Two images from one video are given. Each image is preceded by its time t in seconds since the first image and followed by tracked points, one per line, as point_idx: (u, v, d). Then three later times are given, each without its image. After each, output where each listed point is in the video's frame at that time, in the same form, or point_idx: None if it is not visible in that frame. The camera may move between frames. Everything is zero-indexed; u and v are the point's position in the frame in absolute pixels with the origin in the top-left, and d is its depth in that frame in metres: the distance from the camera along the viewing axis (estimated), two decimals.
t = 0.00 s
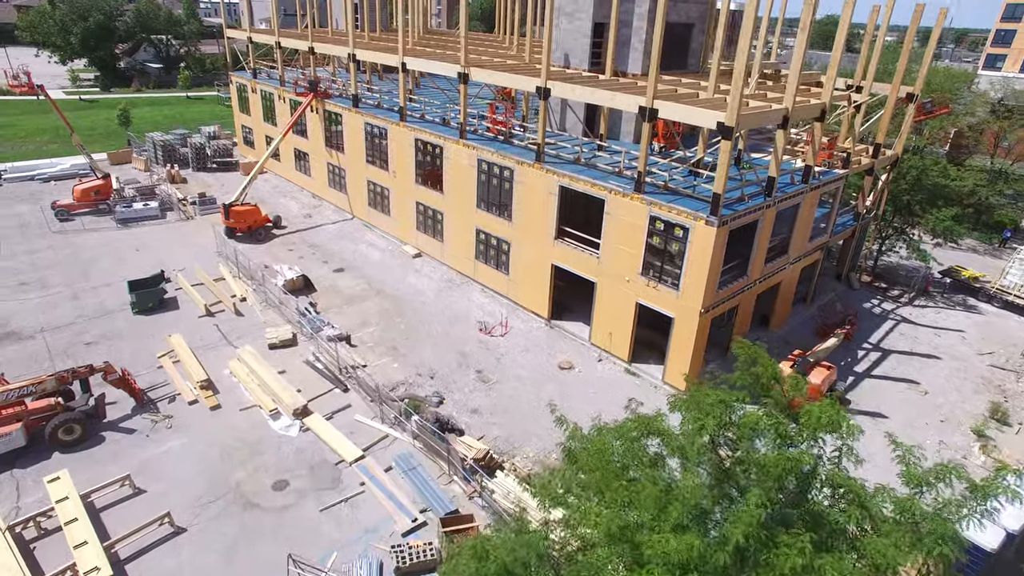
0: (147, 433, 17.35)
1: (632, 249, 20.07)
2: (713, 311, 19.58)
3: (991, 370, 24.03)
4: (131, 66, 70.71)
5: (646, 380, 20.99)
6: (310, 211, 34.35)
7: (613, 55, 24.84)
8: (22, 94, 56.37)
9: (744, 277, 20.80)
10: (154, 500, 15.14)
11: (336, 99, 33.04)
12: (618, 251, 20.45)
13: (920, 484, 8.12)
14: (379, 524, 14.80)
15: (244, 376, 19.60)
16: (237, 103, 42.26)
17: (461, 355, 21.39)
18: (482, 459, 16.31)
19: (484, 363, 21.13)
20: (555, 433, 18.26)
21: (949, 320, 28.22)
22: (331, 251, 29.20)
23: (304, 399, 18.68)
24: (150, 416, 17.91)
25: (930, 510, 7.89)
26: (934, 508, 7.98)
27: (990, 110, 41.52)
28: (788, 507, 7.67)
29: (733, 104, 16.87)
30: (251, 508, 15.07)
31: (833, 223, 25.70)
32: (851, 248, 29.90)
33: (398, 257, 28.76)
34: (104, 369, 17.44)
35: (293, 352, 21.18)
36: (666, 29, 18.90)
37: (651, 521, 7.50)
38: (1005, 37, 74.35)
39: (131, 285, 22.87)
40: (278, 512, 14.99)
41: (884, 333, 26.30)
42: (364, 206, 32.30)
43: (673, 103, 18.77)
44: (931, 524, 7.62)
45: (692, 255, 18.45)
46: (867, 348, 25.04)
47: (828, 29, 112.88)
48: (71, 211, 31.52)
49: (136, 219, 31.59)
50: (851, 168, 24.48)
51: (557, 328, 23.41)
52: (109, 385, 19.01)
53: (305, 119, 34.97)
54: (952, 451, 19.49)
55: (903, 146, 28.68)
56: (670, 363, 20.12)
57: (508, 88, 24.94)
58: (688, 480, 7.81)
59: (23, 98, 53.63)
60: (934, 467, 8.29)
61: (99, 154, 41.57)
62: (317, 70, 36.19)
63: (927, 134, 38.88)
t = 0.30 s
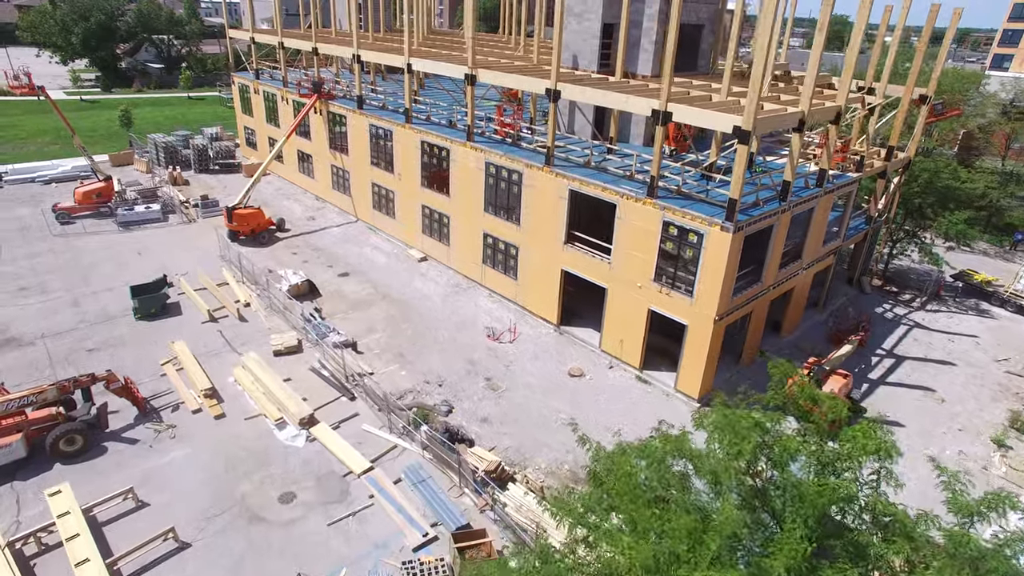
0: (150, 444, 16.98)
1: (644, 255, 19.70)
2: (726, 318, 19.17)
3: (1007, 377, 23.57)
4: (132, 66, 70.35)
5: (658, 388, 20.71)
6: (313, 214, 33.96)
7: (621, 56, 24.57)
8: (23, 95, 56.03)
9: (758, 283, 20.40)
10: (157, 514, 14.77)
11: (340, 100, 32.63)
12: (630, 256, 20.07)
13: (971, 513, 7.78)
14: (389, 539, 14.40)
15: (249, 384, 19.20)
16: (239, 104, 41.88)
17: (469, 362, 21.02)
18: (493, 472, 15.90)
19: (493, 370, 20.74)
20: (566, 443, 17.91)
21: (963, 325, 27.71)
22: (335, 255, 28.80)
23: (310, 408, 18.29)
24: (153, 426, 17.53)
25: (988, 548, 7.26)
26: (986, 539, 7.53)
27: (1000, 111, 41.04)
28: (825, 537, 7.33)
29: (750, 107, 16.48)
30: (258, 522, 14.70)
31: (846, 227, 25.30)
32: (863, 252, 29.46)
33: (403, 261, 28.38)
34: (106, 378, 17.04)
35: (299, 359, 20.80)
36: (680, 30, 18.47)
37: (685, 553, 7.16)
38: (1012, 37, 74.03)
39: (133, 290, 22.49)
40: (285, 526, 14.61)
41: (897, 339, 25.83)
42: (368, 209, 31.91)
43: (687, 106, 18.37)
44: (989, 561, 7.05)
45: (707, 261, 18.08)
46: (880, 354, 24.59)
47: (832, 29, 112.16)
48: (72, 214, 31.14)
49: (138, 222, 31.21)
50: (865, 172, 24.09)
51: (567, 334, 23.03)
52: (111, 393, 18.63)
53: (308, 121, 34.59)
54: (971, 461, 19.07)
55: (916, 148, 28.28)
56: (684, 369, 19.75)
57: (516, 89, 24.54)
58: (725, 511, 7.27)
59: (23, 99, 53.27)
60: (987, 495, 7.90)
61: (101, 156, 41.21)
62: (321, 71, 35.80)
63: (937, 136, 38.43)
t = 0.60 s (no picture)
0: (154, 454, 16.59)
1: (658, 261, 19.30)
2: (742, 325, 18.76)
3: None
4: (133, 67, 70.10)
5: (671, 396, 20.32)
6: (317, 216, 33.58)
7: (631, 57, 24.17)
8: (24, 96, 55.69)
9: (773, 289, 20.00)
10: (162, 528, 14.40)
11: (344, 101, 32.24)
12: (643, 261, 19.68)
13: None
14: (400, 554, 14.01)
15: (254, 392, 18.81)
16: (242, 105, 41.51)
17: (478, 370, 20.63)
18: (506, 484, 15.54)
19: (503, 378, 20.36)
20: (580, 453, 17.54)
21: (977, 329, 27.24)
22: (341, 258, 28.42)
23: (318, 417, 17.90)
24: (157, 435, 17.14)
25: None
26: None
27: (1011, 112, 40.66)
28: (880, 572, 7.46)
29: (768, 112, 16.10)
30: (265, 536, 14.32)
31: (859, 231, 24.91)
32: (875, 255, 29.05)
33: (410, 264, 28.00)
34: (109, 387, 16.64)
35: (304, 366, 20.41)
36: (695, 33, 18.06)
37: None
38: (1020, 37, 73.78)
39: (136, 296, 22.10)
40: (294, 540, 14.23)
41: (911, 344, 25.41)
42: (373, 212, 31.54)
43: (703, 110, 17.98)
44: None
45: (722, 267, 17.68)
46: (895, 359, 24.17)
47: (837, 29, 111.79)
48: (73, 217, 30.75)
49: (140, 225, 30.83)
50: (879, 175, 23.71)
51: (577, 341, 22.66)
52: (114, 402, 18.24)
53: (312, 122, 34.21)
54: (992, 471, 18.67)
55: (929, 150, 27.87)
56: (698, 377, 19.36)
57: (525, 91, 24.16)
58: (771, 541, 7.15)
59: (24, 100, 52.91)
60: None
61: (102, 157, 40.84)
62: (324, 71, 35.42)
63: (948, 137, 38.06)
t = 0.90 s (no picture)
0: (159, 464, 16.22)
1: (673, 267, 18.93)
2: (759, 332, 18.38)
3: None
4: (134, 67, 69.87)
5: (685, 403, 19.94)
6: (322, 218, 33.22)
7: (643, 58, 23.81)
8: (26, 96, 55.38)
9: (789, 295, 19.62)
10: (169, 542, 14.03)
11: (350, 102, 31.83)
12: (658, 267, 19.31)
13: None
14: (413, 570, 13.63)
15: (261, 400, 18.43)
16: (245, 106, 41.13)
17: (489, 377, 20.26)
18: (522, 496, 15.16)
19: (514, 385, 19.99)
20: (594, 463, 17.15)
21: (993, 335, 26.78)
22: (347, 262, 28.04)
23: (327, 426, 17.53)
24: (162, 445, 16.78)
25: None
26: None
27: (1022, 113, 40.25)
28: None
29: (790, 115, 15.71)
30: (275, 551, 13.94)
31: (874, 236, 24.53)
32: (888, 259, 28.66)
33: (417, 268, 27.63)
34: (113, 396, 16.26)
35: (312, 373, 20.04)
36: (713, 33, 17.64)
37: None
38: None
39: (140, 301, 21.72)
40: (304, 555, 13.86)
41: (926, 350, 25.01)
42: (379, 214, 31.18)
43: (721, 113, 17.62)
44: None
45: (740, 273, 17.32)
46: (910, 366, 23.75)
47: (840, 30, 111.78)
48: (75, 219, 30.36)
49: (143, 227, 30.47)
50: (895, 178, 23.35)
51: (588, 347, 22.31)
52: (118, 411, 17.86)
53: (317, 123, 33.83)
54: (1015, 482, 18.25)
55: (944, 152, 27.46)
56: (714, 385, 18.98)
57: (536, 92, 23.79)
58: None
59: (25, 100, 52.58)
60: None
61: (105, 159, 40.51)
62: (329, 72, 35.03)
63: (959, 138, 37.69)
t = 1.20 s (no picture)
0: (168, 475, 15.88)
1: (690, 273, 18.57)
2: (777, 339, 18.02)
3: None
4: (137, 67, 69.64)
5: (702, 411, 19.59)
6: (328, 220, 32.87)
7: (656, 58, 23.44)
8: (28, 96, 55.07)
9: (808, 301, 19.26)
10: (179, 556, 13.69)
11: (357, 103, 31.47)
12: (674, 272, 18.95)
13: None
14: None
15: (270, 408, 18.08)
16: (250, 107, 40.76)
17: (502, 384, 19.91)
18: (540, 508, 14.62)
19: (528, 392, 19.64)
20: (611, 473, 16.80)
21: (1010, 339, 26.38)
22: (354, 265, 27.68)
23: (338, 435, 17.19)
24: (171, 455, 16.44)
25: None
26: None
27: None
28: None
29: (814, 119, 15.34)
30: (288, 565, 13.59)
31: (890, 239, 24.18)
32: (902, 263, 28.29)
33: (425, 271, 27.28)
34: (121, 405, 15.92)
35: (321, 380, 19.70)
36: (734, 35, 17.26)
37: None
38: None
39: (146, 306, 21.37)
40: (318, 569, 13.51)
41: (943, 355, 24.63)
42: (386, 216, 30.83)
43: (740, 116, 17.22)
44: None
45: (759, 279, 16.96)
46: (928, 372, 23.38)
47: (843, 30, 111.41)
48: (79, 221, 30.01)
49: (148, 230, 30.12)
50: (912, 182, 23.00)
51: (601, 352, 21.95)
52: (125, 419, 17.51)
53: (323, 125, 33.47)
54: None
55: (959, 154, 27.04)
56: (732, 392, 18.63)
57: (548, 94, 23.43)
58: None
59: (27, 100, 52.28)
60: None
61: (108, 159, 40.18)
62: (335, 73, 34.67)
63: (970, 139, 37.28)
